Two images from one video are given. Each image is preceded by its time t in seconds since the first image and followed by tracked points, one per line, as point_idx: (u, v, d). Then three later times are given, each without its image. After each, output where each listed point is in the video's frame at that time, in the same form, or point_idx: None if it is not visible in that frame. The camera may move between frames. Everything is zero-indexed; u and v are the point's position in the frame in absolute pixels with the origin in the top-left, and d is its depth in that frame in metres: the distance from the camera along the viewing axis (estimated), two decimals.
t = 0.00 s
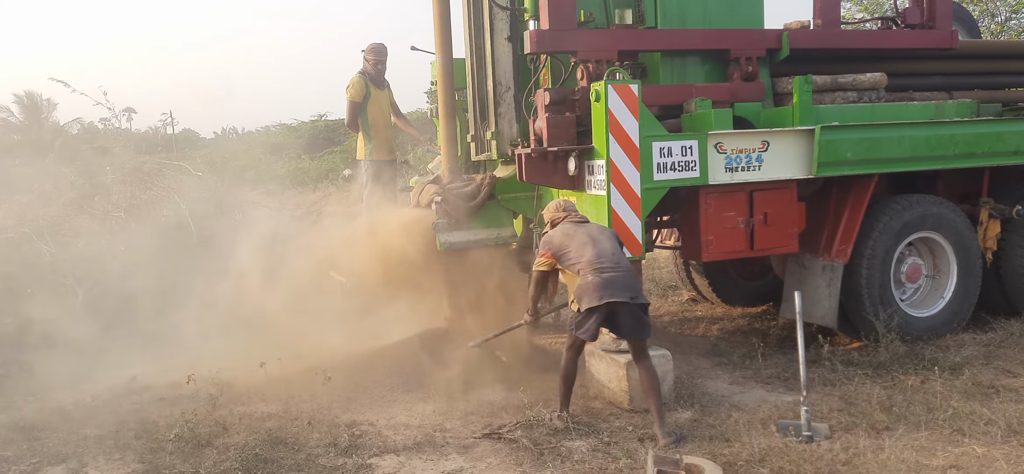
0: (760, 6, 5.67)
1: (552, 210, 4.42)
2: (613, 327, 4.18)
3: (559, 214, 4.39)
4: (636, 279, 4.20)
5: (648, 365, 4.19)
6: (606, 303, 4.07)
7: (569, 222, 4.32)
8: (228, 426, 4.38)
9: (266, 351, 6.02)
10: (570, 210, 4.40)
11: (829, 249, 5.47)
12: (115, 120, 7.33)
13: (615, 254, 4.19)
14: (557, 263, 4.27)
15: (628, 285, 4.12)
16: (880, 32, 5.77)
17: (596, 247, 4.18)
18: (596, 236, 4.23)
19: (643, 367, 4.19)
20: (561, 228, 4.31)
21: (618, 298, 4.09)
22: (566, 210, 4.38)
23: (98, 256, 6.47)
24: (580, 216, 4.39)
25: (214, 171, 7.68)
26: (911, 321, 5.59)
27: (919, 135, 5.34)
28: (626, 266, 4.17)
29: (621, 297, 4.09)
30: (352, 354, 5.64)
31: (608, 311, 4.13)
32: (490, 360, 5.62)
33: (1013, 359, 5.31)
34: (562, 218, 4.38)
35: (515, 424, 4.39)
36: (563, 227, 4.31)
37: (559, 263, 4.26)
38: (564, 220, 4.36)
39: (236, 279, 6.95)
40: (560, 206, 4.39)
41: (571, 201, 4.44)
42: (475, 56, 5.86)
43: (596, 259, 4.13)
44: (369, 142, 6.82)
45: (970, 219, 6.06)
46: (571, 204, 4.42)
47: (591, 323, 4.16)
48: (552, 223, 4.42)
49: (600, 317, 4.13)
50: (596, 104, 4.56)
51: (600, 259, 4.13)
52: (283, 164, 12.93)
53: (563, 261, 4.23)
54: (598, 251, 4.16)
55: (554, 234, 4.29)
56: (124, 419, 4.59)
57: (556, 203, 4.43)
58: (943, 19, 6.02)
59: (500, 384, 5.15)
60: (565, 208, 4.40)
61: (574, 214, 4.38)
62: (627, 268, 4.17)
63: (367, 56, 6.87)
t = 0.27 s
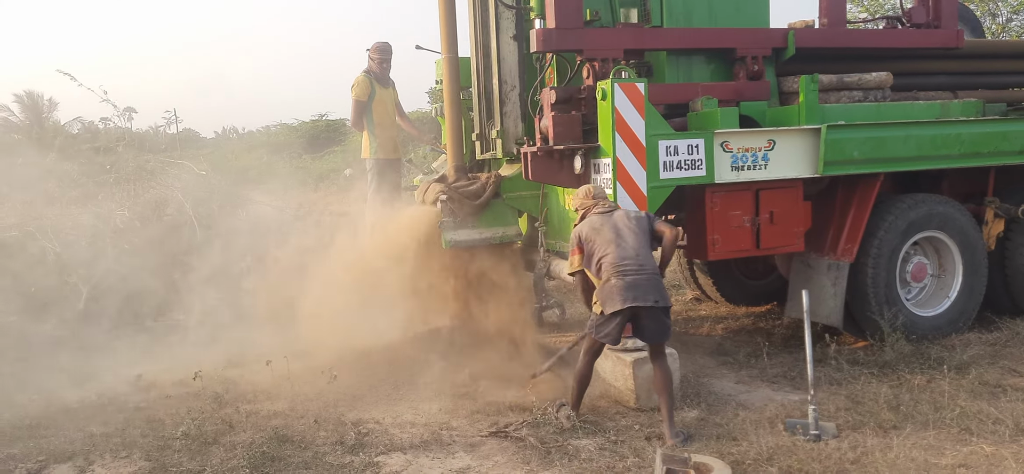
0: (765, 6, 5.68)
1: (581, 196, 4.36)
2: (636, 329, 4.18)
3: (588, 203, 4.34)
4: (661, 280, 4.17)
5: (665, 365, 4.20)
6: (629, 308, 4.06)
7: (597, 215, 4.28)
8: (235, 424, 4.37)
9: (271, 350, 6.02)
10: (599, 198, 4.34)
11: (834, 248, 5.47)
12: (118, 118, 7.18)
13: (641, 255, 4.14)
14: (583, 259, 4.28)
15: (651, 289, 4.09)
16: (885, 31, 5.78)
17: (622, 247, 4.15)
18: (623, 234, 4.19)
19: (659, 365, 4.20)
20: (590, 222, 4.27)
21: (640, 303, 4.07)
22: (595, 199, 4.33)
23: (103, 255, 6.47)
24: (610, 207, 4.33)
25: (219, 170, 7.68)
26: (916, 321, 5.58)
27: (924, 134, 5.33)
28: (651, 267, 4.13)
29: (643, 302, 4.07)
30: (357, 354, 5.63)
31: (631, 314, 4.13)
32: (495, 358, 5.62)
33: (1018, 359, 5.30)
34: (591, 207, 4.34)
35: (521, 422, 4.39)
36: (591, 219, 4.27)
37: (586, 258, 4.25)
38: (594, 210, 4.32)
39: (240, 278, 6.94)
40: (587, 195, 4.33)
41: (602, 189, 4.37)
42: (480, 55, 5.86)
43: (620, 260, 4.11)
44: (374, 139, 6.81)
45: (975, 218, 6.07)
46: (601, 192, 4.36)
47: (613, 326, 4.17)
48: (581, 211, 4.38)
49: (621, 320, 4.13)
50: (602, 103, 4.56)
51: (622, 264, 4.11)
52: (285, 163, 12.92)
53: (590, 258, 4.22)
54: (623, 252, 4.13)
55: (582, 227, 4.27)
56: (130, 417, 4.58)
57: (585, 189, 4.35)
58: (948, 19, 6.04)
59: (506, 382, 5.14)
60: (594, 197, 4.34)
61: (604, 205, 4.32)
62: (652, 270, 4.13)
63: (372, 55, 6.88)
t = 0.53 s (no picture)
0: (773, 5, 5.69)
1: (593, 193, 4.33)
2: (642, 325, 4.20)
3: (599, 200, 4.31)
4: (666, 276, 4.11)
5: (675, 363, 4.18)
6: (628, 309, 4.09)
7: (605, 213, 4.25)
8: (245, 424, 4.37)
9: (278, 350, 6.01)
10: (610, 195, 4.29)
11: (843, 249, 5.47)
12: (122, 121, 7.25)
13: (643, 253, 4.09)
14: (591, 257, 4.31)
15: (651, 288, 4.07)
16: (893, 31, 5.77)
17: (625, 247, 4.13)
18: (628, 231, 4.15)
19: (670, 363, 4.20)
20: (598, 220, 4.26)
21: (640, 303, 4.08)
22: (606, 197, 4.29)
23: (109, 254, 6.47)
24: (619, 204, 4.28)
25: (223, 170, 7.69)
26: (924, 322, 5.58)
27: (932, 134, 5.33)
28: (654, 265, 4.09)
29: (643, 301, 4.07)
30: (365, 354, 5.63)
31: (635, 312, 4.15)
32: (503, 359, 5.62)
33: None
34: (601, 204, 4.31)
35: (532, 422, 4.38)
36: (600, 218, 4.27)
37: (594, 256, 4.27)
38: (604, 208, 4.29)
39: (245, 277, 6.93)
40: (598, 192, 4.30)
41: (614, 185, 4.31)
42: (488, 54, 5.86)
43: (621, 261, 4.11)
44: (380, 140, 6.82)
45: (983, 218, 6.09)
46: (614, 189, 4.30)
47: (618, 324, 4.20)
48: (594, 207, 4.36)
49: (625, 319, 4.16)
50: (612, 102, 4.55)
51: (623, 263, 4.11)
52: (286, 163, 12.92)
53: (596, 256, 4.25)
54: (625, 252, 4.12)
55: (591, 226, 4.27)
56: (140, 416, 4.59)
57: (597, 186, 4.31)
58: (955, 19, 6.05)
59: (514, 382, 5.14)
60: (605, 194, 4.30)
61: (614, 203, 4.28)
62: (655, 267, 4.09)
63: (379, 54, 6.90)
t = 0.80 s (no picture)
0: (780, 5, 5.70)
1: (584, 191, 4.38)
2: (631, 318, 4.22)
3: (589, 198, 4.36)
4: (653, 270, 4.14)
5: (669, 359, 4.18)
6: (613, 302, 4.12)
7: (595, 209, 4.30)
8: (253, 422, 4.37)
9: (284, 349, 6.02)
10: (602, 192, 4.34)
11: (849, 248, 5.48)
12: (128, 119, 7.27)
13: (629, 247, 4.12)
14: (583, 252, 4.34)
15: (635, 281, 4.09)
16: (901, 31, 5.78)
17: (611, 241, 4.17)
18: (617, 224, 4.19)
19: (665, 360, 4.19)
20: (587, 216, 4.32)
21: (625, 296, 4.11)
22: (596, 194, 4.33)
23: (116, 252, 6.48)
24: (609, 201, 4.33)
25: (229, 169, 7.70)
26: (930, 321, 5.59)
27: (939, 134, 5.34)
28: (639, 259, 4.11)
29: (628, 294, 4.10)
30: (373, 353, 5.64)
31: (622, 305, 4.17)
32: (509, 357, 5.63)
33: None
34: (593, 201, 4.35)
35: (540, 420, 4.39)
36: (589, 214, 4.32)
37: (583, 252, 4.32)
38: (594, 204, 4.34)
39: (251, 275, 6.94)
40: (590, 188, 4.34)
41: (605, 184, 4.35)
42: (495, 54, 5.89)
43: (607, 255, 4.15)
44: (387, 139, 6.83)
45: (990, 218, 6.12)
46: (604, 187, 4.34)
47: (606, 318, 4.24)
48: (586, 204, 4.40)
49: (612, 312, 4.19)
50: (620, 102, 4.55)
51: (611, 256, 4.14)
52: (289, 162, 12.93)
53: (584, 251, 4.30)
54: (611, 247, 4.16)
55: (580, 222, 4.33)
56: (148, 414, 4.59)
57: (589, 184, 4.35)
58: (963, 19, 6.06)
59: (522, 381, 5.14)
60: (596, 191, 4.34)
61: (603, 200, 4.33)
62: (640, 261, 4.11)
63: (386, 53, 6.90)
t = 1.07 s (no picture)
0: (783, 7, 5.71)
1: (559, 199, 4.40)
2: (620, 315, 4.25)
3: (564, 204, 4.37)
4: (641, 267, 4.19)
5: (663, 357, 4.20)
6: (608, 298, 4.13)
7: (573, 215, 4.32)
8: (257, 423, 4.39)
9: (287, 350, 6.03)
10: (576, 199, 4.37)
11: (850, 249, 5.50)
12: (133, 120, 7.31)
13: (617, 244, 4.16)
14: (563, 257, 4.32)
15: (626, 277, 4.12)
16: (902, 32, 5.80)
17: (599, 240, 4.18)
18: (600, 226, 4.22)
19: (659, 361, 4.21)
20: (566, 221, 4.31)
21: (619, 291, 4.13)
22: (572, 201, 4.36)
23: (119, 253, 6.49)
24: (586, 206, 4.36)
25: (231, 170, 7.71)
26: (932, 321, 5.61)
27: (940, 135, 5.35)
28: (628, 255, 4.16)
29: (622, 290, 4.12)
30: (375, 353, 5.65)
31: (613, 302, 4.20)
32: (511, 357, 5.64)
33: None
34: (568, 208, 4.37)
35: (543, 420, 4.40)
36: (567, 219, 4.32)
37: (564, 256, 4.30)
38: (571, 210, 4.35)
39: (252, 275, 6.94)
40: (564, 196, 4.38)
41: (579, 191, 4.40)
42: (498, 56, 5.91)
43: (597, 253, 4.16)
44: (389, 140, 6.87)
45: (991, 219, 6.14)
46: (579, 194, 4.38)
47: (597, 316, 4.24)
48: (559, 213, 4.41)
49: (604, 309, 4.20)
50: (623, 103, 4.56)
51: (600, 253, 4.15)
52: (289, 162, 12.95)
53: (567, 253, 4.28)
54: (600, 245, 4.17)
55: (558, 227, 4.31)
56: (151, 415, 4.61)
57: (562, 192, 4.39)
58: (964, 20, 6.08)
59: (524, 381, 5.16)
60: (572, 198, 4.37)
61: (581, 205, 4.35)
62: (629, 257, 4.17)
63: (388, 55, 6.92)
